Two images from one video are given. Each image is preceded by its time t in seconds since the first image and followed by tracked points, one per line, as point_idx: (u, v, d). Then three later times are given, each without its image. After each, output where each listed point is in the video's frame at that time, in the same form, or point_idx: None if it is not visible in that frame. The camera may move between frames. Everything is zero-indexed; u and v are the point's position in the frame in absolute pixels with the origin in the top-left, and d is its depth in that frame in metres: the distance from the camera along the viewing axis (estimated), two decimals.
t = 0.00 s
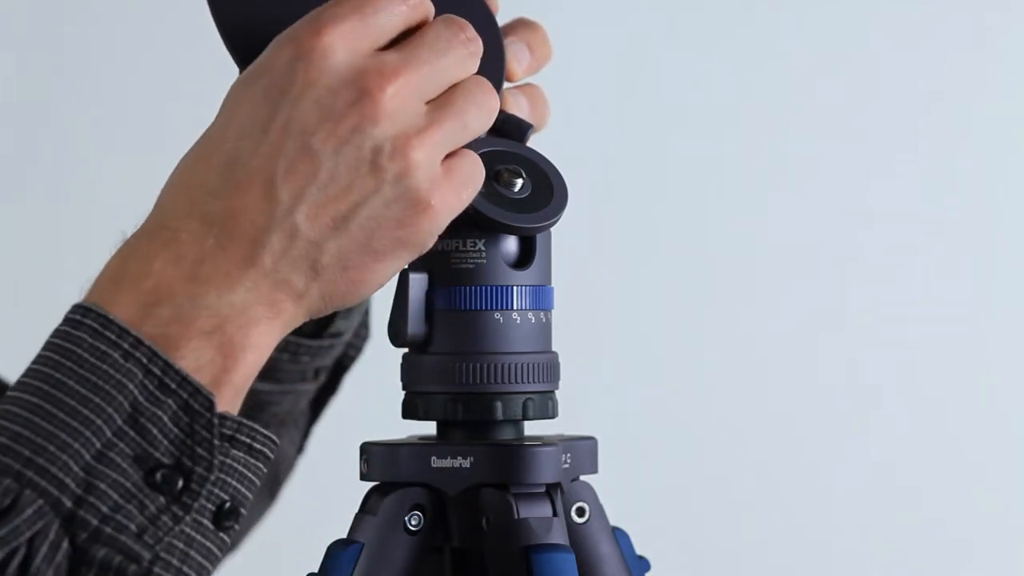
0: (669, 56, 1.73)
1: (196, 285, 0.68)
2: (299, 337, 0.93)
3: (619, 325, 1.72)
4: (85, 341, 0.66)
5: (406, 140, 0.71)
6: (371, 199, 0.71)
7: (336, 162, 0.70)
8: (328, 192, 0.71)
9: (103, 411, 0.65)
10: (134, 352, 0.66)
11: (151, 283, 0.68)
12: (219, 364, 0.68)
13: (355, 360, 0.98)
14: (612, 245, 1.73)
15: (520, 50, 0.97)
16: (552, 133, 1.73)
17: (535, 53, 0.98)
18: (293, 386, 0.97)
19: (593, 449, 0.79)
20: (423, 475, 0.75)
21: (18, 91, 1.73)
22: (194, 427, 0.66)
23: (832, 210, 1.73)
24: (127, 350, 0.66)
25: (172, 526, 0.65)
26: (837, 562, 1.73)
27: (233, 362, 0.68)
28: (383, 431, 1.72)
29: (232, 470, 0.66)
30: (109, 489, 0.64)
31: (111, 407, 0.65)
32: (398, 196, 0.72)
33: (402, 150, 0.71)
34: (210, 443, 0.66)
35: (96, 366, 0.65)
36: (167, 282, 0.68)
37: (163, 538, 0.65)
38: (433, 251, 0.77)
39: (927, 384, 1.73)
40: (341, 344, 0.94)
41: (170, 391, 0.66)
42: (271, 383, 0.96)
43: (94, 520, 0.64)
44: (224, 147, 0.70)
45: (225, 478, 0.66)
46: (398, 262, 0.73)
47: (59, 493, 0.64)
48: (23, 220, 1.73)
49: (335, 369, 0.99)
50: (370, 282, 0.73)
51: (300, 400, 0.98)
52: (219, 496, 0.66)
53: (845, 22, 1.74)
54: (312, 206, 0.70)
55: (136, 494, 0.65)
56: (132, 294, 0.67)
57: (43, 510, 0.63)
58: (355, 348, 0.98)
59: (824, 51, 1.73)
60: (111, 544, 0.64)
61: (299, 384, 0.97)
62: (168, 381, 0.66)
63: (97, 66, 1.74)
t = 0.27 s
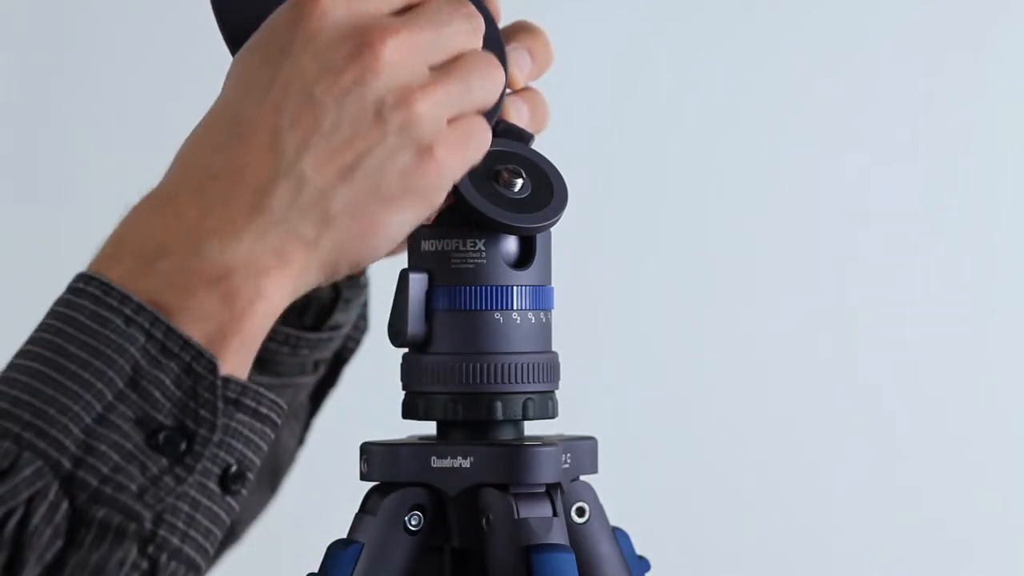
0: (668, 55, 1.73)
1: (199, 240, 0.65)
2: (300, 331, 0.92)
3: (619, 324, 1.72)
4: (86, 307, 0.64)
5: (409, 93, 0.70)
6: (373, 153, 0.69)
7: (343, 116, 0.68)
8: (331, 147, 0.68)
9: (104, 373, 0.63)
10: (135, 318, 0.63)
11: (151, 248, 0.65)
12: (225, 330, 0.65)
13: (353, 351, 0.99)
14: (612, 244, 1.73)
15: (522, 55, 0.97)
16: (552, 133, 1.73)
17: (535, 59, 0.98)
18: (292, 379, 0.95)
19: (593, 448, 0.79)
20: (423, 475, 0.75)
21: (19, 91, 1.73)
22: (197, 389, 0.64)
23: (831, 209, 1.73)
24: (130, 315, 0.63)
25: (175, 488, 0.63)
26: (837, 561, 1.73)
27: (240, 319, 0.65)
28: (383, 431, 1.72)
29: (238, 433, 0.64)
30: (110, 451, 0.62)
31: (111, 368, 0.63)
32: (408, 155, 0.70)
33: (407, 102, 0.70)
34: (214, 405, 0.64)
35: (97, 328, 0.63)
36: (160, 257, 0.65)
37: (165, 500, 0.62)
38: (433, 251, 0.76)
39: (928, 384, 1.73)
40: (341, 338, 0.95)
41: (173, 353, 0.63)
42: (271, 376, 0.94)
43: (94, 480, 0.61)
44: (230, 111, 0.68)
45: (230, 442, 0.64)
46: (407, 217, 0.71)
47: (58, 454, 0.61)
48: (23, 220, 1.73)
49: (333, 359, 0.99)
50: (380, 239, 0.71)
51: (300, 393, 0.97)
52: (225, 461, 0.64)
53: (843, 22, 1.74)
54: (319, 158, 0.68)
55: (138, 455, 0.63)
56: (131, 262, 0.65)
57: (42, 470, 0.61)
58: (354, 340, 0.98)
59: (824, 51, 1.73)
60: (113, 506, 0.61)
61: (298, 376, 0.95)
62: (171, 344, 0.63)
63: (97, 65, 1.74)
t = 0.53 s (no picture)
0: (668, 56, 1.74)
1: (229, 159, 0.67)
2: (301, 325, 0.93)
3: (619, 324, 1.72)
4: (105, 245, 0.60)
5: None
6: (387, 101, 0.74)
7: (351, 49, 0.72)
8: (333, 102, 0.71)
9: (115, 307, 0.59)
10: (150, 256, 0.59)
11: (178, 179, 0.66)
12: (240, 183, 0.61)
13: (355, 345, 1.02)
14: (612, 244, 1.73)
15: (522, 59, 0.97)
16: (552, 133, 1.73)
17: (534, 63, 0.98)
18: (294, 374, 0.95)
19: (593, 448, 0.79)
20: (423, 475, 0.75)
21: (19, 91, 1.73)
22: (211, 326, 0.60)
23: (831, 209, 1.73)
24: (144, 256, 0.59)
25: (183, 422, 0.58)
26: (837, 561, 1.72)
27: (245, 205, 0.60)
28: (383, 431, 1.72)
29: (253, 372, 0.60)
30: (117, 384, 0.58)
31: (123, 301, 0.59)
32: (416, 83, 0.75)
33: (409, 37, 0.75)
34: (227, 342, 0.60)
35: (112, 263, 0.59)
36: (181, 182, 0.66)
37: (173, 435, 0.58)
38: (433, 251, 0.76)
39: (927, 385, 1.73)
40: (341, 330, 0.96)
41: (185, 291, 0.59)
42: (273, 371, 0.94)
43: (99, 413, 0.57)
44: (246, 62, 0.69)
45: (242, 382, 0.60)
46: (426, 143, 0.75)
47: (62, 385, 0.57)
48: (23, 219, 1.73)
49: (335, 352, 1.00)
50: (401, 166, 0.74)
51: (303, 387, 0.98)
52: (237, 399, 0.60)
53: (843, 22, 1.74)
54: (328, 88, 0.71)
55: (146, 389, 0.58)
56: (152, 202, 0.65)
57: (44, 401, 0.56)
58: (356, 332, 1.01)
59: (824, 52, 1.73)
60: (117, 438, 0.57)
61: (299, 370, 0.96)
62: (183, 281, 0.59)
63: (97, 66, 1.74)
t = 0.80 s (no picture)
0: (667, 56, 1.74)
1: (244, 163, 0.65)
2: (307, 328, 0.97)
3: (619, 324, 1.72)
4: (105, 271, 0.53)
5: None
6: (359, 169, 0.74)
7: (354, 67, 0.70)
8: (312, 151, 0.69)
9: (117, 337, 0.52)
10: (152, 278, 0.52)
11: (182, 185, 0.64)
12: (242, 152, 0.54)
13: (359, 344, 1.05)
14: (611, 244, 1.73)
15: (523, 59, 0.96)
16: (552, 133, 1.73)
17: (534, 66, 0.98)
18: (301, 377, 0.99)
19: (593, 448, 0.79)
20: (423, 475, 0.75)
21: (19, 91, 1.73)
22: (211, 368, 0.53)
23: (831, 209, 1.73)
24: (146, 280, 0.52)
25: (180, 468, 0.53)
26: (838, 561, 1.72)
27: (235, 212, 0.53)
28: (384, 430, 1.72)
29: (252, 414, 0.55)
30: (114, 423, 0.51)
31: (128, 331, 0.52)
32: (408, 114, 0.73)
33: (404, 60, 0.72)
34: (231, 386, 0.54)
35: (119, 287, 0.52)
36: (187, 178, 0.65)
37: (171, 482, 0.52)
38: (433, 251, 0.76)
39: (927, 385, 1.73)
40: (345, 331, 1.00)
41: (190, 326, 0.52)
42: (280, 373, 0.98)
43: (96, 455, 0.51)
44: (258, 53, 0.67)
45: (243, 423, 0.55)
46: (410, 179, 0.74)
47: (60, 425, 0.50)
48: (23, 219, 1.73)
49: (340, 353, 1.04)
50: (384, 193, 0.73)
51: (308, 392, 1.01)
52: (236, 443, 0.55)
53: (842, 22, 1.74)
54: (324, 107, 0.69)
55: (143, 432, 0.52)
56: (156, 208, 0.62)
57: (40, 438, 0.50)
58: (361, 333, 1.05)
59: (823, 52, 1.73)
60: (113, 484, 0.51)
61: (306, 373, 0.99)
62: (181, 303, 0.52)
63: (97, 66, 1.74)
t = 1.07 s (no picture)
0: (667, 57, 1.73)
1: (244, 152, 0.70)
2: (305, 326, 1.04)
3: (619, 325, 1.72)
4: (71, 236, 0.67)
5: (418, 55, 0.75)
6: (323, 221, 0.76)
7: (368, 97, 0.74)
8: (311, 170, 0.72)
9: (93, 304, 0.66)
10: (121, 246, 0.67)
11: (169, 164, 0.69)
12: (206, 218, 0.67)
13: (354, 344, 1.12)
14: (611, 244, 1.73)
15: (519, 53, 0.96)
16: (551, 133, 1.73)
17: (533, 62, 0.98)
18: (298, 374, 1.06)
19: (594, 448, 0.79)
20: (423, 474, 0.75)
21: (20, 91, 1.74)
22: (183, 326, 0.68)
23: (831, 210, 1.73)
24: (115, 243, 0.67)
25: (159, 424, 0.67)
26: (838, 561, 1.72)
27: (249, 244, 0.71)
28: (384, 430, 1.72)
29: (217, 368, 0.69)
30: (98, 382, 0.66)
31: (99, 300, 0.66)
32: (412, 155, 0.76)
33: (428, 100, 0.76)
34: (197, 345, 0.68)
35: (84, 260, 0.67)
36: (206, 152, 0.70)
37: (150, 437, 0.67)
38: (433, 251, 0.76)
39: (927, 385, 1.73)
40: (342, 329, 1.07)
41: (159, 289, 0.68)
42: (278, 371, 1.05)
43: (82, 414, 0.66)
44: (249, 51, 0.72)
45: (210, 380, 0.69)
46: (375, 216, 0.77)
47: (46, 383, 0.65)
48: (24, 219, 1.73)
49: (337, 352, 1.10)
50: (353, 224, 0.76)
51: (305, 389, 1.07)
52: (203, 395, 0.69)
53: (842, 22, 1.73)
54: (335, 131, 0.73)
55: (123, 389, 0.67)
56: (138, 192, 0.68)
57: (29, 399, 0.65)
58: (357, 333, 1.11)
59: (824, 52, 1.73)
60: (102, 440, 0.66)
61: (303, 371, 1.06)
62: (158, 277, 0.68)
63: (97, 66, 1.74)
